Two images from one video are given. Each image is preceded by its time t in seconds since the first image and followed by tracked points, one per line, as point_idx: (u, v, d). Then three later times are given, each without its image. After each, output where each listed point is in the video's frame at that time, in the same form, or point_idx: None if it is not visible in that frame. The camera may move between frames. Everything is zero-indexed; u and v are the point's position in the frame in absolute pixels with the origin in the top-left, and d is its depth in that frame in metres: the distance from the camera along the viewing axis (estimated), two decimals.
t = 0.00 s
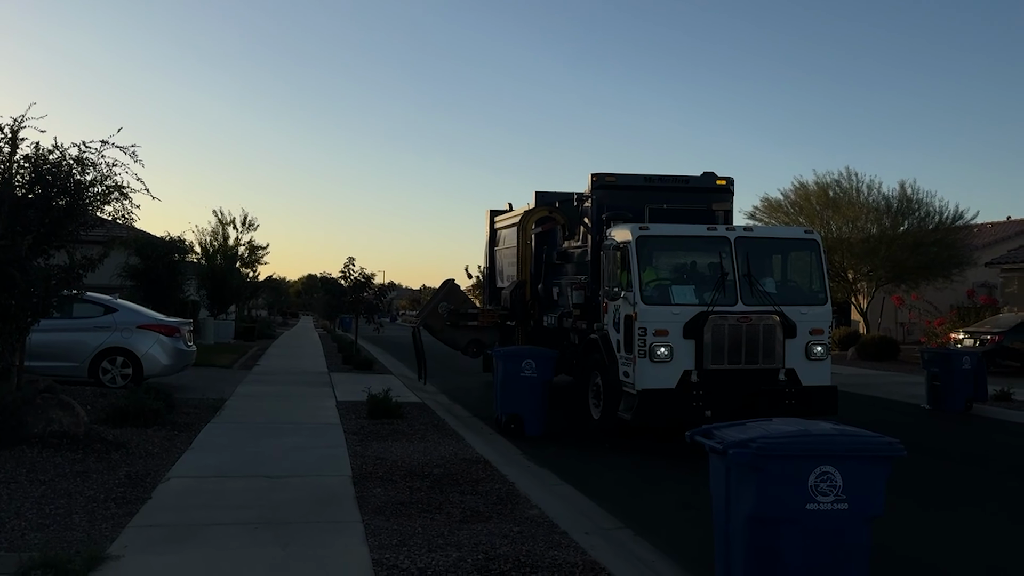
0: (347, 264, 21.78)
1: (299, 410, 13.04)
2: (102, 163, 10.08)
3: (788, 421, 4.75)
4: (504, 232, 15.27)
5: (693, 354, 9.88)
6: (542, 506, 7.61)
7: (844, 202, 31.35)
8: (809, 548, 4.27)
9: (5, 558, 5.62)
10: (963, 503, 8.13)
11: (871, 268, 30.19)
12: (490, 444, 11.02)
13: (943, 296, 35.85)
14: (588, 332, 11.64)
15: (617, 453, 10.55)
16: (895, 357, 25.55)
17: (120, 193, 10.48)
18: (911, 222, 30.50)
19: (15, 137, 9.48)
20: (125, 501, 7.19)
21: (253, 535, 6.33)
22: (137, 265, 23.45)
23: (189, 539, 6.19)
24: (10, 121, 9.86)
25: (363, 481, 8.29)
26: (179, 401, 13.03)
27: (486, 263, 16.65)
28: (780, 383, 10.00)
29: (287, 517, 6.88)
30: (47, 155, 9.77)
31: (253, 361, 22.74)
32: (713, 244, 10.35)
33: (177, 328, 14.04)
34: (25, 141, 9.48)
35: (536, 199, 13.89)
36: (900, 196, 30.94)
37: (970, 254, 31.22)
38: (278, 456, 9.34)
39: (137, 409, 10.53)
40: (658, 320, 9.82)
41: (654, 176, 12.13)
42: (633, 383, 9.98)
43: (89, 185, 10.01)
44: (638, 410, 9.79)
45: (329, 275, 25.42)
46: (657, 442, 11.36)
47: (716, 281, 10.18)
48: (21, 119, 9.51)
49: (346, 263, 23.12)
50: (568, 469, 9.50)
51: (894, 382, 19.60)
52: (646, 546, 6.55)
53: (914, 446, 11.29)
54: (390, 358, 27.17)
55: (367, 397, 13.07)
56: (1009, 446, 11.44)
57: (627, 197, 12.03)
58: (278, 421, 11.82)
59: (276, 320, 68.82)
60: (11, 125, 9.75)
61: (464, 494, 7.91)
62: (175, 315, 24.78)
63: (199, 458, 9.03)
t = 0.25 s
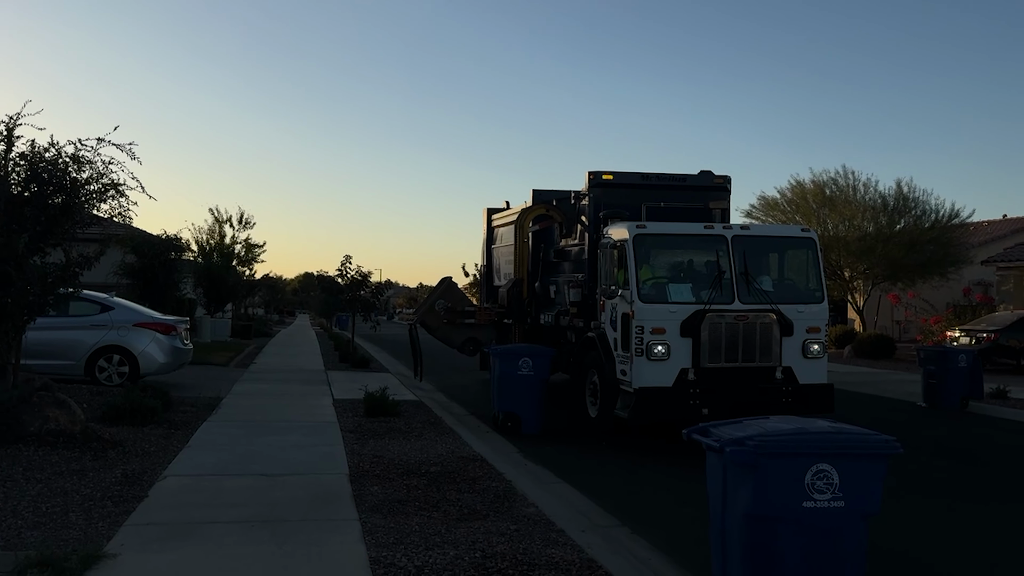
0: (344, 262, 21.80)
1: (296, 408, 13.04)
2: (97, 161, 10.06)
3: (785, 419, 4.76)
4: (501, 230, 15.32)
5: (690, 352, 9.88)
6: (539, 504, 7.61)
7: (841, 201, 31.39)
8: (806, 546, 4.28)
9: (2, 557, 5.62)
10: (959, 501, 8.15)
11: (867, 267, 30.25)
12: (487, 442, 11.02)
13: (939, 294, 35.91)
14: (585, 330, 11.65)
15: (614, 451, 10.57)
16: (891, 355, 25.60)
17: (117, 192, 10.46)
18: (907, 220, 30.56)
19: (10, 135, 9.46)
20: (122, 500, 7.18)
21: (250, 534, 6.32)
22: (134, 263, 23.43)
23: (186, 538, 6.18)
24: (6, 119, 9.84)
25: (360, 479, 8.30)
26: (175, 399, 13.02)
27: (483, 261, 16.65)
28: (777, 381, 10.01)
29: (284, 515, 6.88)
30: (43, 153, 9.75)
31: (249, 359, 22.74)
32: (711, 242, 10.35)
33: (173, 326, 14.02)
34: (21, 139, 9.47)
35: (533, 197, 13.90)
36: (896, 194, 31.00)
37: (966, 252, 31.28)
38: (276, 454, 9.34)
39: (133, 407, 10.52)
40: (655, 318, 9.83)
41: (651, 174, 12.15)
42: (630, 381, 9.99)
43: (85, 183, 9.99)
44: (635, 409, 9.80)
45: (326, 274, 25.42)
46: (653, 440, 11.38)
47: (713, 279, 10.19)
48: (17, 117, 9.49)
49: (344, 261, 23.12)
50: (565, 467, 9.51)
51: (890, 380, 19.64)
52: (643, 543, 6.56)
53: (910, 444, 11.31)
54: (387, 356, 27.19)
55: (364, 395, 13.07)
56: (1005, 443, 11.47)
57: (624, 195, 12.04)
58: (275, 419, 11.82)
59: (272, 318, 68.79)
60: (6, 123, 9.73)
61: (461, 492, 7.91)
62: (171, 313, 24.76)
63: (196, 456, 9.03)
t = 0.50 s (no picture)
0: (341, 260, 21.79)
1: (292, 406, 13.03)
2: (93, 158, 10.02)
3: (781, 417, 4.76)
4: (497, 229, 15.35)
5: (687, 350, 9.89)
6: (535, 502, 7.61)
7: (837, 199, 31.42)
8: (801, 543, 4.29)
9: None
10: (955, 499, 8.16)
11: (863, 265, 30.29)
12: (483, 440, 11.02)
13: (935, 292, 35.97)
14: (582, 328, 11.65)
15: (611, 449, 10.57)
16: (887, 353, 25.64)
17: (112, 189, 10.42)
18: (903, 218, 30.60)
19: (5, 132, 9.41)
20: (118, 498, 7.16)
21: (246, 532, 6.31)
22: (129, 261, 23.39)
23: (182, 536, 6.17)
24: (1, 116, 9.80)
25: (357, 477, 8.29)
26: (171, 397, 13.00)
27: (479, 259, 16.65)
28: (774, 378, 10.02)
29: (281, 513, 6.87)
30: (38, 151, 9.71)
31: (245, 357, 22.71)
32: (708, 240, 10.35)
33: (169, 324, 14.00)
34: (16, 136, 9.42)
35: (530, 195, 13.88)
36: (892, 192, 31.04)
37: (961, 250, 31.34)
38: (272, 452, 9.33)
39: (129, 405, 10.50)
40: (653, 316, 9.83)
41: (648, 172, 12.15)
42: (627, 379, 10.00)
43: (80, 180, 9.95)
44: (632, 406, 9.80)
45: (323, 271, 25.41)
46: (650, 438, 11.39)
47: (710, 277, 10.19)
48: (12, 115, 9.45)
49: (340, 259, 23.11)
50: (561, 465, 9.52)
51: (886, 378, 19.67)
52: (640, 541, 6.57)
53: (906, 442, 11.33)
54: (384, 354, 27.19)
55: (360, 393, 13.05)
56: (1001, 441, 11.50)
57: (622, 193, 12.03)
58: (271, 417, 11.80)
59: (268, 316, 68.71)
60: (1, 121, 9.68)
61: (458, 490, 7.91)
62: (167, 311, 24.72)
63: (192, 455, 9.02)
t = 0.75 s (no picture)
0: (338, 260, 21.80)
1: (289, 405, 13.03)
2: (89, 157, 10.00)
3: (777, 415, 4.77)
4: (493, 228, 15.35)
5: (684, 349, 9.90)
6: (532, 501, 7.61)
7: (834, 197, 31.44)
8: (797, 542, 4.30)
9: None
10: (951, 497, 8.18)
11: (860, 263, 30.33)
12: (480, 439, 11.03)
13: (931, 291, 36.03)
14: (579, 326, 11.65)
15: (608, 447, 10.58)
16: (884, 351, 25.68)
17: (109, 187, 10.40)
18: (900, 217, 30.64)
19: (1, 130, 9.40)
20: (115, 497, 7.17)
21: (243, 530, 6.32)
22: (126, 259, 23.36)
23: (179, 535, 6.17)
24: None
25: (354, 475, 8.30)
26: (168, 396, 13.00)
27: (476, 257, 16.65)
28: (770, 377, 10.03)
29: (277, 512, 6.88)
30: (34, 149, 9.69)
31: (242, 356, 22.72)
32: (704, 239, 10.36)
33: (166, 322, 13.99)
34: (12, 135, 9.41)
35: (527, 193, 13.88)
36: (889, 191, 31.08)
37: (957, 249, 31.40)
38: (269, 451, 9.32)
39: (126, 404, 10.50)
40: (649, 315, 9.84)
41: (645, 170, 12.15)
42: (623, 377, 10.01)
43: (76, 179, 9.94)
44: (629, 405, 9.81)
45: (320, 270, 25.41)
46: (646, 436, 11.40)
47: (706, 275, 10.20)
48: (7, 113, 9.43)
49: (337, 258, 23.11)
50: (558, 463, 9.53)
51: (882, 376, 19.70)
52: (636, 540, 6.58)
53: (902, 440, 11.36)
54: (381, 353, 27.19)
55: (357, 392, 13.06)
56: (997, 439, 11.52)
57: (618, 191, 12.04)
58: (268, 416, 11.80)
59: (265, 314, 68.65)
60: None
61: (455, 488, 7.92)
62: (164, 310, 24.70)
63: (189, 453, 9.02)
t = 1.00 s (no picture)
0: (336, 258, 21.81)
1: (286, 403, 13.03)
2: (85, 155, 10.00)
3: (774, 414, 4.77)
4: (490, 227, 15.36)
5: (681, 347, 9.91)
6: (530, 499, 7.62)
7: (831, 196, 31.48)
8: (794, 540, 4.31)
9: None
10: (947, 495, 8.20)
11: (857, 262, 30.38)
12: (478, 437, 11.04)
13: (928, 289, 36.08)
14: (576, 325, 11.65)
15: (605, 446, 10.59)
16: (881, 349, 25.72)
17: (105, 186, 10.40)
18: (896, 215, 30.69)
19: None
20: (112, 495, 7.16)
21: (241, 529, 6.32)
22: (123, 258, 23.34)
23: (176, 533, 6.18)
24: None
25: (351, 474, 8.30)
26: (165, 395, 13.00)
27: (473, 256, 16.65)
28: (767, 375, 10.04)
29: (275, 510, 6.88)
30: (30, 147, 9.69)
31: (240, 355, 22.71)
32: (701, 237, 10.37)
33: (163, 321, 13.98)
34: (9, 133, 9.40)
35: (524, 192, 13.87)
36: (886, 189, 31.13)
37: (954, 247, 31.44)
38: (266, 449, 9.32)
39: (123, 403, 10.50)
40: (646, 313, 9.84)
41: (642, 169, 12.15)
42: (620, 376, 10.01)
43: (73, 177, 9.93)
44: (626, 403, 9.81)
45: (317, 268, 25.41)
46: (643, 435, 11.41)
47: (703, 274, 10.21)
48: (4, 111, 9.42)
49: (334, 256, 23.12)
50: (555, 462, 9.53)
51: (879, 374, 19.74)
52: (634, 537, 6.59)
53: (899, 438, 11.38)
54: (378, 351, 27.19)
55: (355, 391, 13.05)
56: (993, 437, 11.55)
57: (615, 190, 12.04)
58: (265, 415, 11.80)
59: (262, 313, 68.60)
60: None
61: (452, 486, 7.92)
62: (161, 308, 24.68)
63: (186, 452, 9.02)
